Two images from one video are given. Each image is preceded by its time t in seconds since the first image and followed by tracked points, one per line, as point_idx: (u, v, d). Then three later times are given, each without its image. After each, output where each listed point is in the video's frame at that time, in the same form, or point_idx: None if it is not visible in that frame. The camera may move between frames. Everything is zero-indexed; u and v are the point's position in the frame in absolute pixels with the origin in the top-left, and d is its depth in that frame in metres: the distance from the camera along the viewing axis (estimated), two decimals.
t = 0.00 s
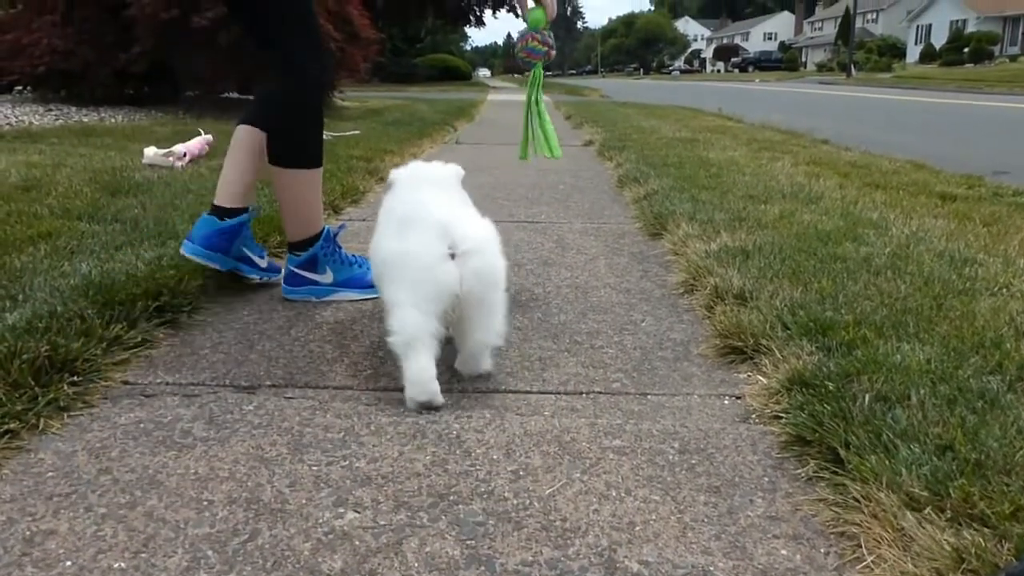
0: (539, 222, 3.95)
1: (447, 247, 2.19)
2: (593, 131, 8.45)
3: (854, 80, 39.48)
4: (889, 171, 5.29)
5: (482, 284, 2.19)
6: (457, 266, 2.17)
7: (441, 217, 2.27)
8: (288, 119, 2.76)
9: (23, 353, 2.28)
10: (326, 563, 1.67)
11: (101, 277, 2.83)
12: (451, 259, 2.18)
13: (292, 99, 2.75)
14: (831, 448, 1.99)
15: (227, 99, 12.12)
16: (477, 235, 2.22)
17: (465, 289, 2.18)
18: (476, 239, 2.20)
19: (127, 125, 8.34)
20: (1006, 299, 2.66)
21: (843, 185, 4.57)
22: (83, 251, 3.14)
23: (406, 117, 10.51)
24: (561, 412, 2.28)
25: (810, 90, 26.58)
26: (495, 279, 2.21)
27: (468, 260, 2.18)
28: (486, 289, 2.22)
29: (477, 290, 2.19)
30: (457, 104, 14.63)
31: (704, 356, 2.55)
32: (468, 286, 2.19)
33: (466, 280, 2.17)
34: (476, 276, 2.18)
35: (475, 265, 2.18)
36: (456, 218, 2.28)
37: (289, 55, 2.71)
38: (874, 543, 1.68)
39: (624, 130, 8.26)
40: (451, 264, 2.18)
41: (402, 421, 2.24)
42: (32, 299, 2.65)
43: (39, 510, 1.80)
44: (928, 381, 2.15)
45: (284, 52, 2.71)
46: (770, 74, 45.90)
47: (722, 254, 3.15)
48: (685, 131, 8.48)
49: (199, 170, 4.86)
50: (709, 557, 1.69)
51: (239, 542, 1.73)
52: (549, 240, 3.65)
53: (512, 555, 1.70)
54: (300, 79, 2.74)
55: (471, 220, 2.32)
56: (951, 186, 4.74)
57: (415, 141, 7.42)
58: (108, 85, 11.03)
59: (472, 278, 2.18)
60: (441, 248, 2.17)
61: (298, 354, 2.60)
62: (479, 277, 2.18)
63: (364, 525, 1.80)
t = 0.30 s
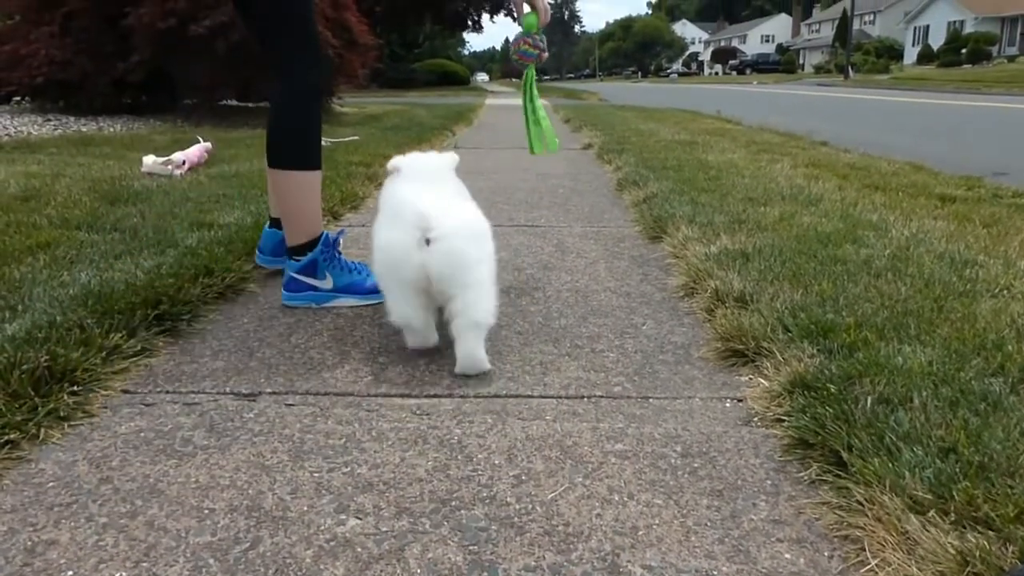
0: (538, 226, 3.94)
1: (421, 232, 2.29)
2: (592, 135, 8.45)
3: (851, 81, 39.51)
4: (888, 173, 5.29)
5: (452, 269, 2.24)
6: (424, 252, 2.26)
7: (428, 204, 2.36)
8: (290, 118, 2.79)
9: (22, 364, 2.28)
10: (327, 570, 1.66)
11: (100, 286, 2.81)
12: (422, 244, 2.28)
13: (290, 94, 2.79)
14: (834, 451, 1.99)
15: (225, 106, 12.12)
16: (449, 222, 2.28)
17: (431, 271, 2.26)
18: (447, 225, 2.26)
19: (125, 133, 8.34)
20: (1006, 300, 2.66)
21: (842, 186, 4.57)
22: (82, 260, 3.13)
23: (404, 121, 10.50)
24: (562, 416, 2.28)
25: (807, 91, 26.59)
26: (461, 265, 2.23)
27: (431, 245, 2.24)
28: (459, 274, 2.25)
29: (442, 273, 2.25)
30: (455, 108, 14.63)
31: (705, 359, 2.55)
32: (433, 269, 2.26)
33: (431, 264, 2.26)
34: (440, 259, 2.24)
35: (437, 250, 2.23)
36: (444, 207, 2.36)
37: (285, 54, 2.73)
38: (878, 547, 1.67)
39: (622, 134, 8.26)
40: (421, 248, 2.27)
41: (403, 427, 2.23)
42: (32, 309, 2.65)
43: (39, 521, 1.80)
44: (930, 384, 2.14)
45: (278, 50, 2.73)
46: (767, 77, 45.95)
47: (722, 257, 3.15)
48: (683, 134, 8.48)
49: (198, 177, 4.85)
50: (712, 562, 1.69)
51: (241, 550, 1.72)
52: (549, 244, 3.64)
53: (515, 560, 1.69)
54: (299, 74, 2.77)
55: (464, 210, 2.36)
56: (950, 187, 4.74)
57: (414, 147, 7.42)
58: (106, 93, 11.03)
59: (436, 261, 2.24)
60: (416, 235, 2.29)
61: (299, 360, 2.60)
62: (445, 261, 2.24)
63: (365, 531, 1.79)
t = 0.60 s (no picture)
0: (540, 226, 3.94)
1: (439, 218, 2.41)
2: (594, 135, 8.44)
3: (854, 82, 39.49)
4: (890, 173, 5.28)
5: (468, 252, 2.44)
6: (446, 236, 2.40)
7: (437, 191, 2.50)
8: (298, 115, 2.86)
9: (23, 360, 2.27)
10: (328, 570, 1.66)
11: (101, 282, 2.79)
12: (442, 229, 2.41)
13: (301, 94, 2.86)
14: (836, 453, 1.98)
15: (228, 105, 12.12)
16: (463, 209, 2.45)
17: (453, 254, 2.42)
18: (466, 215, 2.43)
19: (128, 130, 8.34)
20: (1009, 301, 2.65)
21: (844, 187, 4.56)
22: (84, 257, 3.12)
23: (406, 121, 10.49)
24: (562, 417, 2.27)
25: (810, 92, 26.57)
26: (481, 248, 2.45)
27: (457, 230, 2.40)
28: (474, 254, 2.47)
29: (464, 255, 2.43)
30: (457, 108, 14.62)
31: (706, 360, 2.54)
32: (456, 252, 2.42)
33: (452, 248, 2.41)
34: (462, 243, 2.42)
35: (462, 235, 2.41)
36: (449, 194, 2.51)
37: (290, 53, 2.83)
38: (879, 549, 1.67)
39: (625, 134, 8.24)
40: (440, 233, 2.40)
41: (404, 427, 2.23)
42: (32, 305, 2.64)
43: (39, 519, 1.79)
44: (932, 385, 2.14)
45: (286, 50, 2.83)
46: (769, 78, 45.92)
47: (724, 257, 3.14)
48: (686, 135, 8.47)
49: (200, 175, 4.84)
50: (713, 564, 1.68)
51: (241, 550, 1.72)
52: (551, 243, 3.63)
53: (515, 561, 1.69)
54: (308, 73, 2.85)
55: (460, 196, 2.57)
56: (953, 188, 4.73)
57: (417, 146, 7.41)
58: (108, 91, 11.04)
59: (460, 245, 2.41)
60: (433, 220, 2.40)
61: (299, 358, 2.59)
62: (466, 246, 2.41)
63: (366, 532, 1.79)
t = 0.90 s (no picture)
0: (540, 230, 3.93)
1: (438, 215, 2.59)
2: (594, 138, 8.45)
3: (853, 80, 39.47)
4: (890, 176, 5.28)
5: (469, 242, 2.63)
6: (449, 232, 2.58)
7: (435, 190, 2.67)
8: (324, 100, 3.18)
9: (24, 366, 2.26)
10: None
11: (102, 288, 2.76)
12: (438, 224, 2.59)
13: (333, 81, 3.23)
14: (838, 458, 1.98)
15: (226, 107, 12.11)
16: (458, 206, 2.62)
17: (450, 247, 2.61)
18: (465, 210, 2.61)
19: (128, 134, 8.32)
20: (1010, 304, 2.65)
21: (845, 190, 4.56)
22: (85, 262, 3.09)
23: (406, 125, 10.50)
24: (563, 423, 2.27)
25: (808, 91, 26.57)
26: (478, 240, 2.64)
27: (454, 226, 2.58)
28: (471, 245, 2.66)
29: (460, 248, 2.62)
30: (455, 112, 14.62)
31: (707, 365, 2.54)
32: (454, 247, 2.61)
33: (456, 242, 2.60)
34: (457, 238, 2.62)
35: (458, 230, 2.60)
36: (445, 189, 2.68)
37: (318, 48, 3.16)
38: (882, 555, 1.66)
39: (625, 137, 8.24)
40: (443, 229, 2.58)
41: (405, 433, 2.22)
42: (33, 311, 2.62)
43: (39, 526, 1.79)
44: (934, 390, 2.14)
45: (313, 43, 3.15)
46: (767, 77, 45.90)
47: (724, 261, 3.13)
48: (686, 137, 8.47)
49: (200, 179, 4.83)
50: (715, 571, 1.68)
51: (242, 557, 1.72)
52: (551, 248, 3.63)
53: (516, 568, 1.69)
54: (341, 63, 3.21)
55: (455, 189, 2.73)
56: (953, 190, 4.73)
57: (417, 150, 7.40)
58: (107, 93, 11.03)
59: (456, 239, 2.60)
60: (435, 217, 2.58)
61: (299, 361, 2.58)
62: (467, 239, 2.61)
63: (367, 539, 1.79)
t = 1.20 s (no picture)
0: (541, 241, 3.94)
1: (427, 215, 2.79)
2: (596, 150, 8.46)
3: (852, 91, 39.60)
4: (892, 189, 5.28)
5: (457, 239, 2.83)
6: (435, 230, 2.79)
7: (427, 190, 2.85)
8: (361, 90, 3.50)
9: (26, 377, 2.26)
10: None
11: (104, 298, 2.75)
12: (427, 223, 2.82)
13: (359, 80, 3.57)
14: (840, 472, 1.98)
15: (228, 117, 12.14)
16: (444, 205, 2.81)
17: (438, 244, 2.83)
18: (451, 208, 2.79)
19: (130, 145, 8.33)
20: (1012, 318, 2.66)
21: (846, 203, 4.57)
22: (86, 273, 3.09)
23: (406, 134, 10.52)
24: (565, 435, 2.27)
25: (808, 103, 26.65)
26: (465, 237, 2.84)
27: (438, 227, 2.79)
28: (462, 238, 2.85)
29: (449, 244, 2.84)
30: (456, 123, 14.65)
31: (708, 377, 2.54)
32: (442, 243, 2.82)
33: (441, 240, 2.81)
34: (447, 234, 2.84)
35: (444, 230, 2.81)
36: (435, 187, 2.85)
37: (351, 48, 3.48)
38: (884, 570, 1.66)
39: (626, 150, 8.26)
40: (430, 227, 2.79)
41: (406, 444, 2.22)
42: (35, 322, 2.61)
43: (39, 538, 1.78)
44: (936, 404, 2.14)
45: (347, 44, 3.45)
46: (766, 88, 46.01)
47: (726, 273, 3.13)
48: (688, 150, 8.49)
49: (202, 191, 4.84)
50: None
51: (241, 569, 1.71)
52: (553, 259, 3.63)
53: None
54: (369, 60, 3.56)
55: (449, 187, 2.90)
56: (954, 203, 4.74)
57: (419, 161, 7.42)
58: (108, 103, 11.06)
59: (442, 237, 2.82)
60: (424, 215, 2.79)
61: (301, 371, 2.57)
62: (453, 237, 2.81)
63: (367, 551, 1.78)
